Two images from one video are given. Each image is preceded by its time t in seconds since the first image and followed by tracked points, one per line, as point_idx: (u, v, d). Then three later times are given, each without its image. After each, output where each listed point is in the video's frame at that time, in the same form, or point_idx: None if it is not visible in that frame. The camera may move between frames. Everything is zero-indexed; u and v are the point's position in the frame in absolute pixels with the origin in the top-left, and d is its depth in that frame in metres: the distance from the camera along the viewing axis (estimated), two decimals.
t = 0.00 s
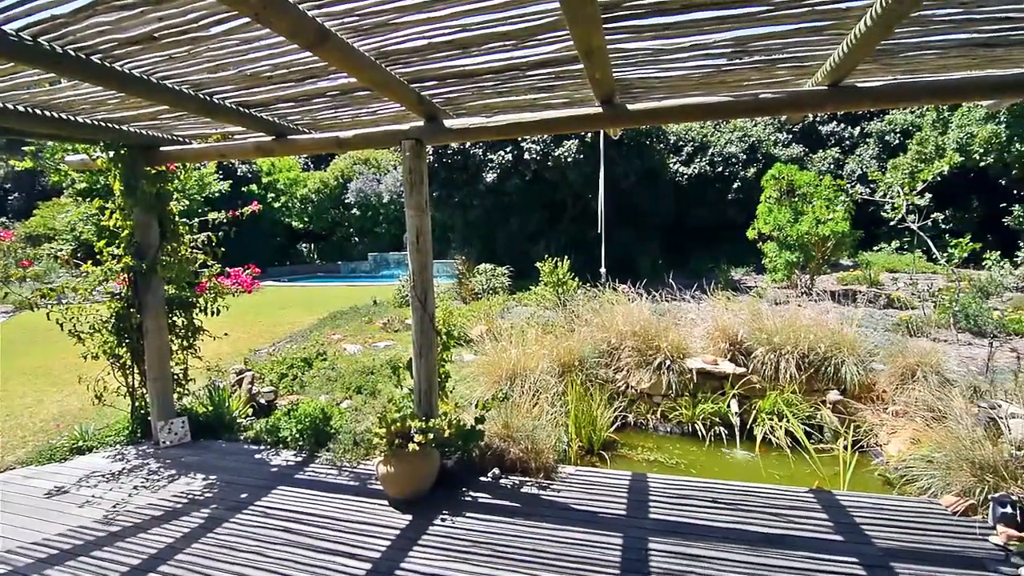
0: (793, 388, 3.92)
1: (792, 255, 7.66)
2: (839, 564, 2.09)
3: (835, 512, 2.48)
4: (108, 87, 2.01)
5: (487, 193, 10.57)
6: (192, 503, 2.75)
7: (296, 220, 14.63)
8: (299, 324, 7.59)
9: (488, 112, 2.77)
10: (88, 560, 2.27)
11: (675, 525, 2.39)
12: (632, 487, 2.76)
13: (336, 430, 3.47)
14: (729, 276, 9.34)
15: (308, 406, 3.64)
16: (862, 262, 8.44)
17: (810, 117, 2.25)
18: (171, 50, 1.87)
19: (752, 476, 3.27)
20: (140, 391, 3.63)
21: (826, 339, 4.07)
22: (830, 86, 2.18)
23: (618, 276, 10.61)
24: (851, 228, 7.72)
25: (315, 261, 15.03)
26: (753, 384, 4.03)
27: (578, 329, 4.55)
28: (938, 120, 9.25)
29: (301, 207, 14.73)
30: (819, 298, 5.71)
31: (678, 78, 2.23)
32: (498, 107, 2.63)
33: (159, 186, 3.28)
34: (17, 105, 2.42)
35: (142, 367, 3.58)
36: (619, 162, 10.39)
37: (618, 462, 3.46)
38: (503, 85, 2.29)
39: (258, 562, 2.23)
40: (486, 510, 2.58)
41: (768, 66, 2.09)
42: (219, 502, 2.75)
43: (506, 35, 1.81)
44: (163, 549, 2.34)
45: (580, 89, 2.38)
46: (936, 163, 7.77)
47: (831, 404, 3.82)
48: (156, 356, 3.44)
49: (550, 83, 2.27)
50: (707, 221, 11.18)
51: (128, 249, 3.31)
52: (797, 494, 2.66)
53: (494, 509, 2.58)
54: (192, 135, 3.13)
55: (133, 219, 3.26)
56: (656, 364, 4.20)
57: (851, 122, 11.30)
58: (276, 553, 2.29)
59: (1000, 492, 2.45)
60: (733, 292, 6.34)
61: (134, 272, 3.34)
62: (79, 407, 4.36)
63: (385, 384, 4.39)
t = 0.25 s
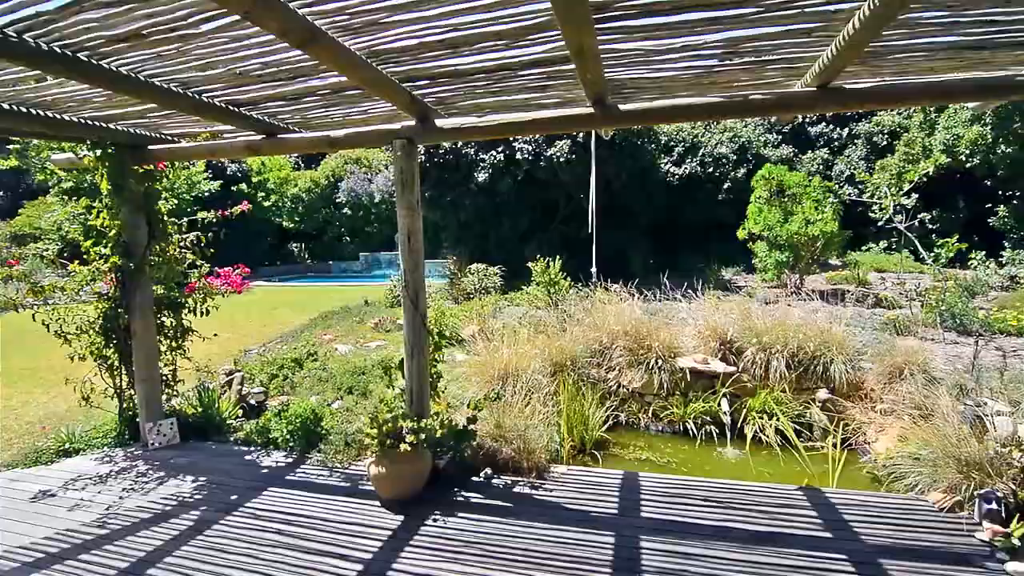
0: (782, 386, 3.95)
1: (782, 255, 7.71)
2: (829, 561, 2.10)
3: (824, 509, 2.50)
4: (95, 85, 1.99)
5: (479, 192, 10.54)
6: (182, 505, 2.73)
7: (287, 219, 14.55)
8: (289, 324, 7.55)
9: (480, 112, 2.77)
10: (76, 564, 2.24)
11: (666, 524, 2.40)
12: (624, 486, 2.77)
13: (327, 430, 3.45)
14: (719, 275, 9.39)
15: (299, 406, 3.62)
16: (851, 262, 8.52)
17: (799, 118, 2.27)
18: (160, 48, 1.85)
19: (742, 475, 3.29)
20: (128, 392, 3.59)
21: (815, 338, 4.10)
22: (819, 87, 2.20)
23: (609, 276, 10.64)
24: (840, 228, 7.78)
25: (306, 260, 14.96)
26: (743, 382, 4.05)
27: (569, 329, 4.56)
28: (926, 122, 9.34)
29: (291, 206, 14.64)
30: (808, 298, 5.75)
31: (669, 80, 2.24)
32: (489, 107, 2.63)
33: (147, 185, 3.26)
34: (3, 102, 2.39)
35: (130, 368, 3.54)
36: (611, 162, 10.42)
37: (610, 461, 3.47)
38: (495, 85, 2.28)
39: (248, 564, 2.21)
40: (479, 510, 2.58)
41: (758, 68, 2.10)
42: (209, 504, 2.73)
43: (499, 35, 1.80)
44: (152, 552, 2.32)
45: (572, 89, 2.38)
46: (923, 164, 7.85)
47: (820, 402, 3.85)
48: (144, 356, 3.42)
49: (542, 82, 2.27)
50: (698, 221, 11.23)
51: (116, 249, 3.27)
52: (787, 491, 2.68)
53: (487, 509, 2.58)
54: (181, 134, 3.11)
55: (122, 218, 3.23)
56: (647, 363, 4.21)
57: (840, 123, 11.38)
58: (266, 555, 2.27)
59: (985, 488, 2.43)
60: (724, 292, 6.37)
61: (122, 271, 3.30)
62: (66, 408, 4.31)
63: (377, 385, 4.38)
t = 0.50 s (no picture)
0: (771, 384, 3.98)
1: (771, 254, 7.76)
2: (818, 558, 2.12)
3: (812, 506, 2.52)
4: (80, 82, 1.96)
5: (470, 191, 10.52)
6: (170, 508, 2.70)
7: (277, 219, 14.45)
8: (279, 324, 7.50)
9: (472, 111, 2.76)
10: (61, 568, 2.22)
11: (657, 522, 2.40)
12: (616, 485, 2.77)
13: (318, 430, 3.44)
14: (709, 275, 9.44)
15: (290, 407, 3.60)
16: (839, 262, 8.59)
17: (788, 119, 2.28)
18: (147, 45, 1.83)
19: (732, 473, 3.30)
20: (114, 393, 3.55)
21: (804, 337, 4.13)
22: (808, 89, 2.21)
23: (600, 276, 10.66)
24: (829, 228, 7.85)
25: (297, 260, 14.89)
26: (732, 381, 4.07)
27: (561, 329, 4.56)
28: (912, 123, 9.44)
29: (281, 206, 14.55)
30: (798, 297, 5.79)
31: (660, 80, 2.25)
32: (481, 106, 2.62)
33: (134, 184, 3.23)
34: None
35: (117, 369, 3.50)
36: (602, 162, 10.44)
37: (601, 460, 3.48)
38: (486, 84, 2.28)
39: (237, 567, 2.19)
40: (470, 510, 2.57)
41: (748, 69, 2.11)
42: (197, 506, 2.71)
43: (490, 35, 1.80)
44: (140, 555, 2.30)
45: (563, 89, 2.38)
46: (910, 165, 7.93)
47: (808, 401, 3.88)
48: (132, 357, 3.38)
49: (533, 82, 2.27)
50: (688, 221, 11.28)
51: (103, 248, 3.24)
52: (776, 489, 2.70)
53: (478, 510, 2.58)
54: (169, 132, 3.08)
55: (108, 217, 3.19)
56: (638, 363, 4.23)
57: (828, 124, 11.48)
58: (255, 558, 2.25)
59: (971, 485, 2.47)
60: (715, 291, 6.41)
61: (109, 271, 3.27)
62: (51, 411, 4.26)
63: (368, 385, 4.36)
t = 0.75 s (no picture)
0: (760, 383, 4.00)
1: (761, 254, 7.81)
2: (807, 555, 2.14)
3: (801, 504, 2.54)
4: (65, 80, 1.93)
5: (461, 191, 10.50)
6: (158, 510, 2.68)
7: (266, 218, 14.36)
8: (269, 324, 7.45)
9: (463, 111, 2.75)
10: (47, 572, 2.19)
11: (648, 521, 2.41)
12: (607, 484, 2.77)
13: (308, 431, 3.42)
14: (700, 275, 9.48)
15: (280, 408, 3.57)
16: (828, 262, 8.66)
17: (777, 120, 2.30)
18: (135, 43, 1.81)
19: (722, 471, 3.32)
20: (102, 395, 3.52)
21: (793, 335, 4.16)
22: (797, 90, 2.23)
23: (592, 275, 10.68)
24: (817, 228, 7.91)
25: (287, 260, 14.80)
26: (722, 379, 4.10)
27: (552, 328, 4.57)
28: (899, 124, 9.54)
29: (271, 205, 14.45)
30: (787, 296, 5.83)
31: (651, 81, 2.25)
32: (472, 106, 2.62)
33: (121, 183, 3.19)
34: None
35: (104, 370, 3.46)
36: (593, 162, 10.46)
37: (592, 459, 3.48)
38: (477, 84, 2.27)
39: (227, 569, 2.17)
40: (461, 510, 2.57)
41: (738, 70, 2.12)
42: (186, 508, 2.69)
43: (482, 34, 1.79)
44: (129, 558, 2.27)
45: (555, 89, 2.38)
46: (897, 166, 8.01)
47: (797, 399, 3.91)
48: (119, 358, 3.34)
49: (524, 82, 2.27)
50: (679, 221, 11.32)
51: (89, 248, 3.20)
52: (765, 487, 2.72)
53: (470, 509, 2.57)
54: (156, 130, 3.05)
55: (94, 216, 3.16)
56: (629, 362, 4.24)
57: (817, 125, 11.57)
58: (245, 560, 2.24)
59: (956, 481, 2.49)
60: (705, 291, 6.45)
61: (95, 271, 3.23)
62: (37, 413, 4.21)
63: (359, 385, 4.35)
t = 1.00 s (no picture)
0: (750, 382, 4.03)
1: (750, 254, 7.86)
2: (796, 552, 2.15)
3: (791, 501, 2.55)
4: (50, 77, 1.91)
5: (453, 190, 10.48)
6: (146, 513, 2.65)
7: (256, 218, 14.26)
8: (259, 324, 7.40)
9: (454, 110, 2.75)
10: None
11: (639, 519, 2.42)
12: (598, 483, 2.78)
13: (299, 432, 3.40)
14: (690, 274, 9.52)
15: (269, 409, 3.55)
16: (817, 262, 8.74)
17: (765, 121, 2.31)
18: (121, 40, 1.79)
19: (712, 469, 3.34)
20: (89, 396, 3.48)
21: (782, 334, 4.19)
22: (785, 92, 2.25)
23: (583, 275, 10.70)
24: (806, 228, 7.97)
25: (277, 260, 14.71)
26: (713, 378, 4.11)
27: (544, 328, 4.57)
28: (887, 125, 9.63)
29: (261, 205, 14.36)
30: (777, 296, 5.87)
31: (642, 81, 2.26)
32: (463, 105, 2.61)
33: (107, 181, 3.16)
34: None
35: (90, 371, 3.43)
36: (585, 162, 10.48)
37: (584, 459, 3.49)
38: (468, 83, 2.27)
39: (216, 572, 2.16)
40: (452, 511, 2.56)
41: (728, 70, 2.13)
42: (175, 511, 2.66)
43: (472, 33, 1.79)
44: (116, 562, 2.25)
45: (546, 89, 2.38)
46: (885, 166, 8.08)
47: (786, 397, 3.94)
48: (106, 359, 3.31)
49: (515, 82, 2.27)
50: (669, 221, 11.37)
51: (75, 248, 3.16)
52: (755, 484, 2.74)
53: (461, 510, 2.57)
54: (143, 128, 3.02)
55: (79, 215, 3.12)
56: (620, 361, 4.25)
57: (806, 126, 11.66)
58: (234, 562, 2.22)
59: (942, 478, 2.52)
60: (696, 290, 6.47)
61: (81, 271, 3.19)
62: (23, 415, 4.16)
63: (350, 385, 4.33)
